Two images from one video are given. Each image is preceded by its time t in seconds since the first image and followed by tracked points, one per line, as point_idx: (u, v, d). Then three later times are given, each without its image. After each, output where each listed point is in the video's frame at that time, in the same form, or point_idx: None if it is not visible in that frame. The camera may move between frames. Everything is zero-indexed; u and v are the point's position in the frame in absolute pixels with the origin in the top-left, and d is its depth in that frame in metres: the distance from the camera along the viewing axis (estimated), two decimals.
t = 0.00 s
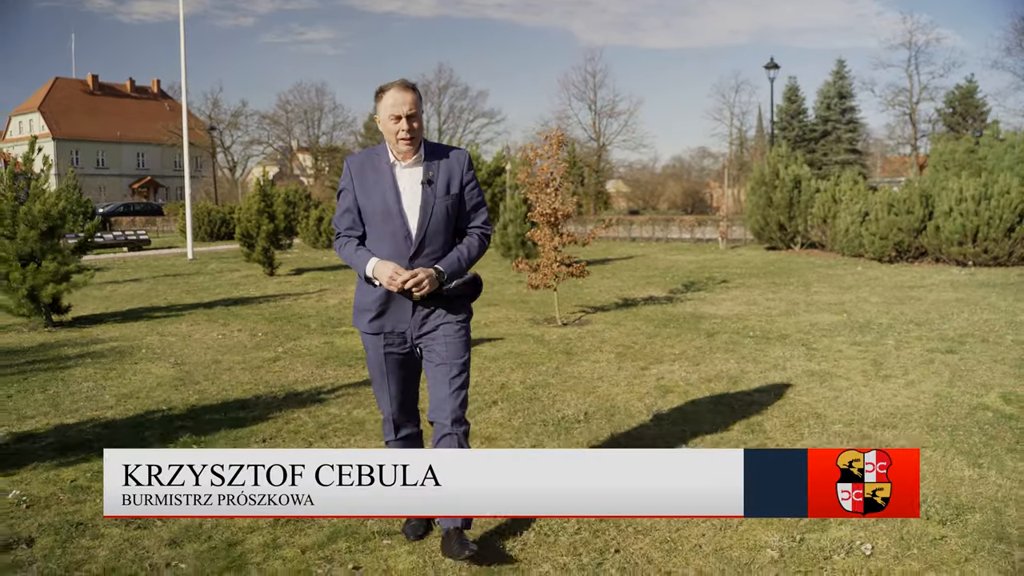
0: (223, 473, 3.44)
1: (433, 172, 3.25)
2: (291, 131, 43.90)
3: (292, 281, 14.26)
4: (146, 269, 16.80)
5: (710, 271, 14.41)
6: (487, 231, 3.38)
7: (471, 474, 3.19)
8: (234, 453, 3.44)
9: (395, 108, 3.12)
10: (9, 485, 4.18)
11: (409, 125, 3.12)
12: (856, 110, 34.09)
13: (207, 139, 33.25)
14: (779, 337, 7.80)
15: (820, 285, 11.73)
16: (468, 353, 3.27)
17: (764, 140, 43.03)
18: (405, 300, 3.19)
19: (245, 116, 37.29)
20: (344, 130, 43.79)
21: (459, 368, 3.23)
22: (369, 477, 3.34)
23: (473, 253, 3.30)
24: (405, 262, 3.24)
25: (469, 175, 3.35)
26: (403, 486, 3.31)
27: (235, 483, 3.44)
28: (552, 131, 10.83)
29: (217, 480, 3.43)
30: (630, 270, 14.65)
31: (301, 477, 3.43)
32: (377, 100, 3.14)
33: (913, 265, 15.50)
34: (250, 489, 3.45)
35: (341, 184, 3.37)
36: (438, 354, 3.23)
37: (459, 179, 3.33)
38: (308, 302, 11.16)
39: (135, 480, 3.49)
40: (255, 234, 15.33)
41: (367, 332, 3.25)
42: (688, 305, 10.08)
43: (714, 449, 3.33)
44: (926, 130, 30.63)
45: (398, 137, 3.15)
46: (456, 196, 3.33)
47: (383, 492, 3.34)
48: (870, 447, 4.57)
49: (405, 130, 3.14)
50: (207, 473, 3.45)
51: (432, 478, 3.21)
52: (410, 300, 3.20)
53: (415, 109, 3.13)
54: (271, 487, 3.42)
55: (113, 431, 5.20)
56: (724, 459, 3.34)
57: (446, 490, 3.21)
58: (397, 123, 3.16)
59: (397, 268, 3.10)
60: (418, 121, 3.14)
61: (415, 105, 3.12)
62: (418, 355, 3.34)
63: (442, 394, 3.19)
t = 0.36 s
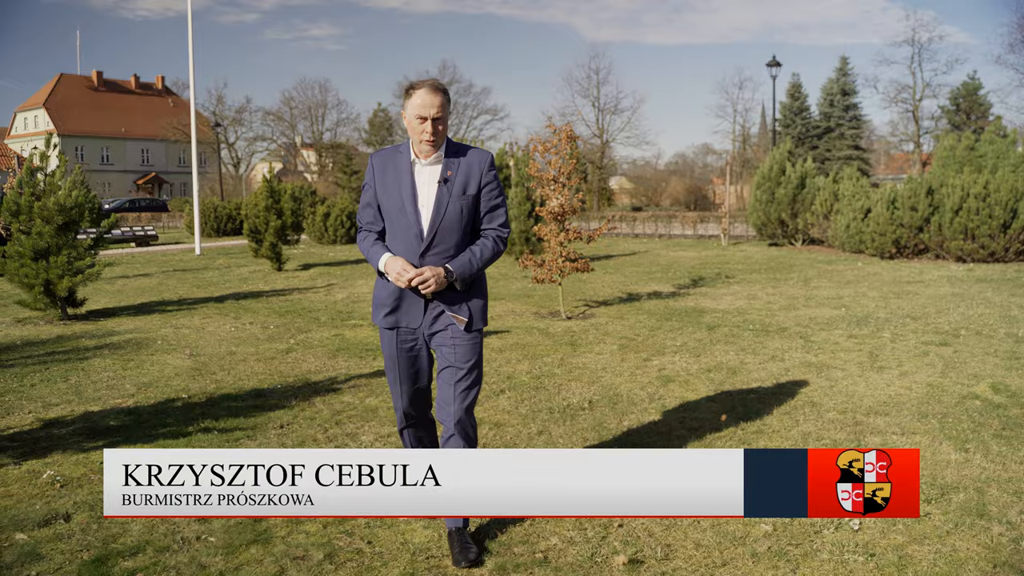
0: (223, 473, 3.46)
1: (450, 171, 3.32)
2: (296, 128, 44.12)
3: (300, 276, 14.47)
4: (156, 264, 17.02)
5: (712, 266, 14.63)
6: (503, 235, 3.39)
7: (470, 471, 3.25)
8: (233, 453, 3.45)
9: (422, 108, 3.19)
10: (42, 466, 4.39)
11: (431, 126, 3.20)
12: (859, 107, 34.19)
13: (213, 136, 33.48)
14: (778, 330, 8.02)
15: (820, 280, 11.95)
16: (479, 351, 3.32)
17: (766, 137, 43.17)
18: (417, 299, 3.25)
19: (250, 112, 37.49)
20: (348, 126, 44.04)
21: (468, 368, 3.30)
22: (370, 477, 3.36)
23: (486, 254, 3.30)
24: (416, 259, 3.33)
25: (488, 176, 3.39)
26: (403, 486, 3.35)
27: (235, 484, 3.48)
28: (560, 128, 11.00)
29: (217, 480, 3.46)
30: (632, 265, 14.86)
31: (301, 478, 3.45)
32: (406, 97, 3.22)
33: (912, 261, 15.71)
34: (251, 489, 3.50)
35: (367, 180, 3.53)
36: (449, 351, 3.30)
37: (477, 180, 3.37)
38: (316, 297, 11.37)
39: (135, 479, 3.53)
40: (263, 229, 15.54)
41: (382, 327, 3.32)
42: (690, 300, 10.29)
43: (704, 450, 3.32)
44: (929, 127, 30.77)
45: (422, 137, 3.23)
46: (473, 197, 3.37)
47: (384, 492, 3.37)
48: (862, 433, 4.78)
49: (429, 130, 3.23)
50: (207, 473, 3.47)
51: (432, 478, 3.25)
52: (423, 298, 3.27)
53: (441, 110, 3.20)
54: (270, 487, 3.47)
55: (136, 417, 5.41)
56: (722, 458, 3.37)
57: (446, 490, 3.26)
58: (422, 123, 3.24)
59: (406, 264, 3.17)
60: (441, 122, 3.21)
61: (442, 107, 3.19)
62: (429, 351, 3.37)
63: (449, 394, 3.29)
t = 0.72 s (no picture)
0: (223, 473, 3.66)
1: (473, 165, 3.45)
2: (297, 126, 44.32)
3: (306, 273, 14.67)
4: (163, 261, 17.20)
5: (712, 264, 14.85)
6: (527, 228, 3.51)
7: (464, 468, 3.35)
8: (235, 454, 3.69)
9: (441, 100, 3.33)
10: (72, 450, 4.57)
11: (449, 117, 3.35)
12: (859, 107, 34.40)
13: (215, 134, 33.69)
14: (776, 325, 8.26)
15: (818, 277, 12.19)
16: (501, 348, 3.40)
17: (766, 137, 43.39)
18: (439, 291, 3.30)
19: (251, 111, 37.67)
20: (350, 125, 44.29)
21: (485, 365, 3.37)
22: (369, 477, 3.59)
23: (512, 247, 3.39)
24: (441, 252, 3.45)
25: (511, 169, 3.50)
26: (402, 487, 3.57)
27: (235, 484, 3.65)
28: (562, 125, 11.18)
29: (217, 479, 3.64)
30: (634, 263, 15.08)
31: (301, 478, 3.66)
32: (426, 90, 3.37)
33: (909, 259, 15.95)
34: (251, 490, 3.66)
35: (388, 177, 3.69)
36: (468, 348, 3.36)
37: (500, 174, 3.48)
38: (323, 293, 11.57)
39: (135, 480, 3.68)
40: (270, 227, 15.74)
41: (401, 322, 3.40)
42: (690, 296, 10.51)
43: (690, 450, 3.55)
44: (929, 126, 30.98)
45: (442, 128, 3.37)
46: (497, 190, 3.49)
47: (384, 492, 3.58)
48: (855, 421, 5.00)
49: (449, 122, 3.36)
50: (207, 473, 3.67)
51: (432, 478, 3.47)
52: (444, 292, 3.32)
53: (460, 101, 3.34)
54: (271, 487, 3.63)
55: (158, 405, 5.60)
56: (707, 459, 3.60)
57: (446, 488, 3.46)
58: (442, 115, 3.37)
59: (431, 256, 3.25)
60: (460, 114, 3.35)
61: (460, 98, 3.33)
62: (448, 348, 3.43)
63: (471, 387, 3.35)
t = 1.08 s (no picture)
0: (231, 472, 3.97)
1: (483, 168, 3.43)
2: (299, 126, 44.49)
3: (312, 271, 14.88)
4: (170, 260, 17.40)
5: (713, 263, 15.08)
6: (534, 228, 3.58)
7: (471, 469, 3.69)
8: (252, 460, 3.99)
9: (445, 101, 3.31)
10: (102, 437, 4.77)
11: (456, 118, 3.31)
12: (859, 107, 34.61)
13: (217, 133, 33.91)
14: (775, 321, 8.49)
15: (817, 275, 12.43)
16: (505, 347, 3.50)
17: (766, 137, 43.62)
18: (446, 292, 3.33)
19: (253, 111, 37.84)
20: (351, 124, 44.52)
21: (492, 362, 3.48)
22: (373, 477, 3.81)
23: (522, 246, 3.47)
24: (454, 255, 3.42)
25: (518, 171, 3.52)
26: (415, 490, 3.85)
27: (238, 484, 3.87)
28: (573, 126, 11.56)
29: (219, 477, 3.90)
30: (635, 262, 15.31)
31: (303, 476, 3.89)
32: (429, 92, 3.33)
33: (907, 258, 16.19)
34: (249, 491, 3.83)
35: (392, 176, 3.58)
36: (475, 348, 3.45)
37: (508, 175, 3.51)
38: (331, 291, 11.79)
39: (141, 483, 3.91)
40: (276, 226, 15.94)
41: (406, 321, 3.42)
42: (692, 294, 10.75)
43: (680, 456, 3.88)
44: (928, 126, 31.22)
45: (450, 130, 3.34)
46: (505, 192, 3.50)
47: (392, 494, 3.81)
48: (850, 410, 5.23)
49: (455, 123, 3.33)
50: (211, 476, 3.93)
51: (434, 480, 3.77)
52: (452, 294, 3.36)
53: (464, 101, 3.32)
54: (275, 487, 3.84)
55: (179, 395, 5.80)
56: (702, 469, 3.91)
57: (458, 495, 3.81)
58: (448, 116, 3.34)
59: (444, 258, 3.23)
60: (467, 114, 3.33)
61: (465, 98, 3.32)
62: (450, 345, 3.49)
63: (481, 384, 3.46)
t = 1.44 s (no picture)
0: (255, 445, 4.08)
1: (466, 163, 3.46)
2: (298, 125, 44.62)
3: (316, 269, 15.10)
4: (175, 258, 17.59)
5: (711, 261, 15.33)
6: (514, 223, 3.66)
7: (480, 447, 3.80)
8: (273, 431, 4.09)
9: (423, 98, 3.31)
10: (129, 426, 4.98)
11: (436, 114, 3.30)
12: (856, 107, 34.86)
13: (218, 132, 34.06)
14: (772, 317, 8.74)
15: (813, 273, 12.69)
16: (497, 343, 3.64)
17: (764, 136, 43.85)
18: (442, 294, 3.39)
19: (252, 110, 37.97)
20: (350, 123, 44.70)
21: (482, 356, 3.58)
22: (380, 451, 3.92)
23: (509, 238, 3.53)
24: (442, 251, 3.39)
25: (497, 167, 3.59)
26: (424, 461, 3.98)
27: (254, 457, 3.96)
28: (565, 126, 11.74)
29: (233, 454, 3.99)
30: (635, 260, 15.56)
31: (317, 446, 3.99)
32: (407, 89, 3.32)
33: (903, 257, 16.45)
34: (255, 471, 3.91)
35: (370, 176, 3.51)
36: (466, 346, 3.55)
37: (489, 170, 3.55)
38: (337, 288, 12.00)
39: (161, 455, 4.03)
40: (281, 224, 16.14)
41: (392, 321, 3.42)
42: (691, 291, 10.99)
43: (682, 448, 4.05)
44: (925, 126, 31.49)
45: (429, 126, 3.33)
46: (488, 187, 3.55)
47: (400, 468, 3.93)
48: (843, 402, 5.49)
49: (435, 119, 3.33)
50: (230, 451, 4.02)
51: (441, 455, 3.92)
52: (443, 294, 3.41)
53: (443, 98, 3.31)
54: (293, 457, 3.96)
55: (198, 388, 6.01)
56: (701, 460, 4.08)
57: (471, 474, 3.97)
58: (426, 113, 3.33)
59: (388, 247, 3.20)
60: (446, 111, 3.33)
61: (442, 95, 3.31)
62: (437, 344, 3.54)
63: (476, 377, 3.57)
